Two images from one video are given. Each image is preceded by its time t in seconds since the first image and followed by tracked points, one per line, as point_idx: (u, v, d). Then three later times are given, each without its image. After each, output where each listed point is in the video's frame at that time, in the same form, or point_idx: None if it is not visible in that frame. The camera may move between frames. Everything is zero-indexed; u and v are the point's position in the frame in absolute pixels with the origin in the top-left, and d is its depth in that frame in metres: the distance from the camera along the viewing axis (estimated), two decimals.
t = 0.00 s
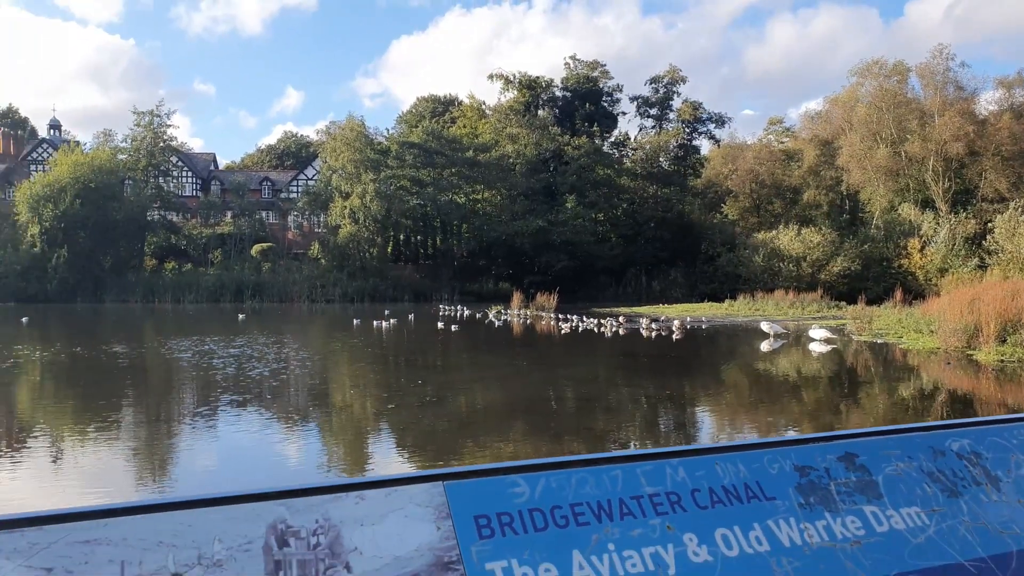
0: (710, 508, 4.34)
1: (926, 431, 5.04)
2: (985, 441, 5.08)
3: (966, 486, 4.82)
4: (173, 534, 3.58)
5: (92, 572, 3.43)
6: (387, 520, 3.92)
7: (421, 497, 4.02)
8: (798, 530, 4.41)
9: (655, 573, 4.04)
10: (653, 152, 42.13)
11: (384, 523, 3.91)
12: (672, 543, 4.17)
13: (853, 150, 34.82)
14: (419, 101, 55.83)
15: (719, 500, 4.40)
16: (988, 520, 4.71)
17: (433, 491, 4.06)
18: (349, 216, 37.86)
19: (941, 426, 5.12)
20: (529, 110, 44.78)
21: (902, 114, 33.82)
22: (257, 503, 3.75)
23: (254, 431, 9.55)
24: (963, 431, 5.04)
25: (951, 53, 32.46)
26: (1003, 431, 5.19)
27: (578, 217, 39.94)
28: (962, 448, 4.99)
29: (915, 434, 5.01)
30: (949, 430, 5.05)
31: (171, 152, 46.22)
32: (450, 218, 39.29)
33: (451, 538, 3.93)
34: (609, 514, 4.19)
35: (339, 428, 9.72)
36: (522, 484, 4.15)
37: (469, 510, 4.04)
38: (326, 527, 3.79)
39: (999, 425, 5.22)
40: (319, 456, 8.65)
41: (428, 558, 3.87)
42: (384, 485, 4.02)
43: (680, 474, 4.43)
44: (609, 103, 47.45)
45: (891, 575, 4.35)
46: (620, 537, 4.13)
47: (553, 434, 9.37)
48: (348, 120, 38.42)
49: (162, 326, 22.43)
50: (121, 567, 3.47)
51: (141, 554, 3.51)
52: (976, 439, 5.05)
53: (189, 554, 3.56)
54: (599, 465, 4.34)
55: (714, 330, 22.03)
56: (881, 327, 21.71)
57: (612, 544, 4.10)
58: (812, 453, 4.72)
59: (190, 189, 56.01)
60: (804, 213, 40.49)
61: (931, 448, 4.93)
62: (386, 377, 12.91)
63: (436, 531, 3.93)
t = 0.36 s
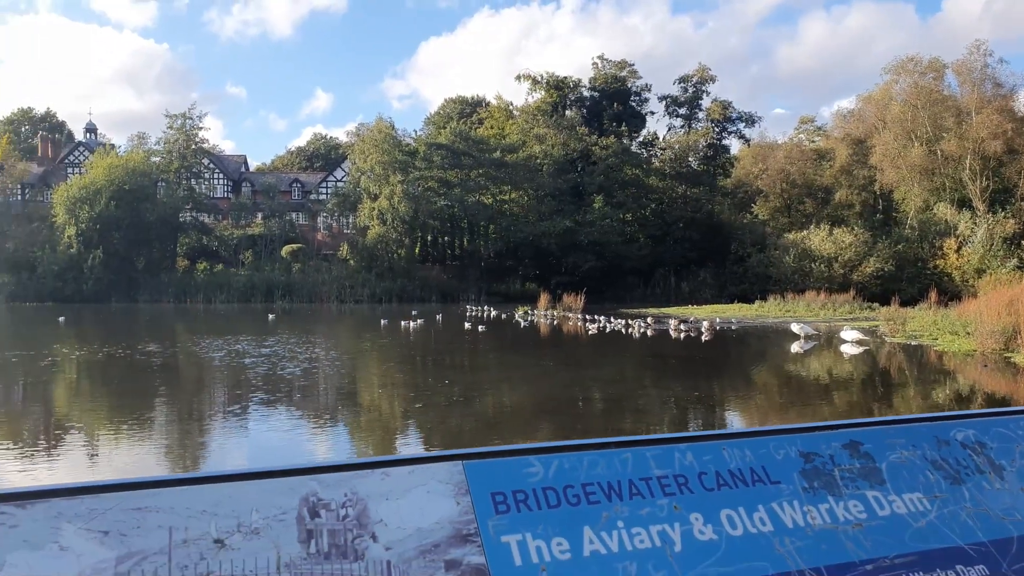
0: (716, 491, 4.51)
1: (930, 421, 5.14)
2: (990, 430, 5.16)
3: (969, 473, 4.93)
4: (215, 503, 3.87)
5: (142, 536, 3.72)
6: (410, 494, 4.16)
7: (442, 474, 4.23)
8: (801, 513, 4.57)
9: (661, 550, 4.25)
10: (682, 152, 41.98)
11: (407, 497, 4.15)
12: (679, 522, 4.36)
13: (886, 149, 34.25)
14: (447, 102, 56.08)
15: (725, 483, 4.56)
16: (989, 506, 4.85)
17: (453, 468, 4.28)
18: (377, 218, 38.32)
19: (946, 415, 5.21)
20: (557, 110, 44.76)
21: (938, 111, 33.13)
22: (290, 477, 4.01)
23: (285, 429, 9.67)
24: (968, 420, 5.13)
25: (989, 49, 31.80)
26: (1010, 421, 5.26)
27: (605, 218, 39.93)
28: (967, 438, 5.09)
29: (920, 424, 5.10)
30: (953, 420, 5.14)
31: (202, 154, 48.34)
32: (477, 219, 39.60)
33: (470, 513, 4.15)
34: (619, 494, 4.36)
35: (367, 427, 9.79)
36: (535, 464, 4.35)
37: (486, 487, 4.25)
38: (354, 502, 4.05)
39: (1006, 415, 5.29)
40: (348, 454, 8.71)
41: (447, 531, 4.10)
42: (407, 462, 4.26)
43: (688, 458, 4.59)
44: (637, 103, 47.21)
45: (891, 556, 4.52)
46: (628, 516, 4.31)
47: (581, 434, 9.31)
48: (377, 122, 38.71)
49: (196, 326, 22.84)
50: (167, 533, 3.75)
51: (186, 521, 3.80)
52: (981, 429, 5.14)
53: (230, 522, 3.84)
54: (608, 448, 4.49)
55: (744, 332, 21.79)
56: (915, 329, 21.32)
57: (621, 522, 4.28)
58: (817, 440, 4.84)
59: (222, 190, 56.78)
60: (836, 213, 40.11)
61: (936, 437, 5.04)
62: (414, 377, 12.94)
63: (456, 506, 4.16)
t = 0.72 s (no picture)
0: (720, 481, 4.49)
1: (931, 417, 5.14)
2: (991, 427, 5.16)
3: (971, 467, 4.91)
4: (244, 487, 3.91)
5: (176, 517, 3.74)
6: (426, 481, 4.16)
7: (456, 462, 4.25)
8: (802, 503, 4.53)
9: (664, 537, 4.21)
10: (705, 151, 41.80)
11: (424, 483, 4.16)
12: (683, 510, 4.33)
13: (914, 148, 33.75)
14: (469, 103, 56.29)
15: (729, 474, 4.54)
16: (990, 499, 4.83)
17: (467, 457, 4.29)
18: (399, 219, 38.47)
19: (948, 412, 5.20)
20: (578, 110, 44.75)
21: (968, 109, 32.60)
22: (314, 464, 4.06)
23: (308, 428, 9.78)
24: (969, 417, 5.12)
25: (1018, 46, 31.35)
26: (1011, 419, 5.27)
27: (627, 218, 39.87)
28: (969, 433, 5.08)
29: (922, 420, 5.11)
30: (954, 416, 5.14)
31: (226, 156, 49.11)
32: (499, 220, 39.70)
33: (482, 498, 4.14)
34: (625, 483, 4.36)
35: (389, 427, 9.83)
36: (544, 453, 4.36)
37: (497, 475, 4.25)
38: (373, 487, 4.06)
39: (1007, 413, 5.30)
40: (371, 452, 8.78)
41: (461, 516, 4.08)
42: (422, 451, 4.27)
43: (692, 449, 4.59)
44: (660, 103, 47.03)
45: (892, 545, 4.47)
46: (634, 504, 4.29)
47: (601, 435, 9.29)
48: (399, 124, 38.96)
49: (223, 326, 23.09)
50: (200, 514, 3.78)
51: (217, 503, 3.83)
52: (982, 425, 5.14)
53: (257, 505, 3.87)
54: (613, 439, 4.51)
55: (768, 332, 21.59)
56: (944, 330, 20.96)
57: (627, 509, 4.26)
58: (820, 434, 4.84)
59: (246, 191, 57.37)
60: (862, 213, 39.88)
61: (937, 433, 5.03)
62: (437, 377, 12.99)
63: (469, 491, 4.16)
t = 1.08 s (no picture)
0: (719, 472, 4.50)
1: (931, 411, 5.11)
2: (991, 422, 5.14)
3: (967, 462, 4.90)
4: (266, 473, 3.97)
5: (202, 500, 3.82)
6: (438, 468, 4.21)
7: (466, 451, 4.29)
8: (800, 494, 4.54)
9: (664, 525, 4.24)
10: (727, 151, 41.26)
11: (436, 471, 4.20)
12: (683, 499, 4.36)
13: (940, 146, 33.19)
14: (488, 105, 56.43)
15: (728, 466, 4.55)
16: (986, 492, 4.81)
17: (475, 447, 4.32)
18: (419, 220, 38.63)
19: (947, 407, 5.18)
20: (599, 110, 44.69)
21: (995, 106, 32.24)
22: (332, 451, 4.11)
23: (330, 428, 9.78)
24: (968, 412, 5.10)
25: None
26: (1011, 414, 5.24)
27: (647, 218, 39.77)
28: (968, 428, 5.06)
29: (921, 414, 5.09)
30: (954, 411, 5.12)
31: (248, 158, 49.52)
32: (518, 220, 39.75)
33: (490, 486, 4.18)
34: (627, 473, 4.37)
35: (409, 427, 9.82)
36: (550, 443, 4.39)
37: (505, 463, 4.29)
38: (387, 474, 4.11)
39: (1007, 409, 5.26)
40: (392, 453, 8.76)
41: (469, 502, 4.12)
42: (435, 440, 4.31)
43: (693, 441, 4.59)
44: (681, 102, 46.84)
45: (888, 537, 4.49)
46: (636, 493, 4.31)
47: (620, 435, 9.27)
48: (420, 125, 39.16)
49: (247, 326, 23.30)
50: (224, 498, 3.84)
51: (240, 487, 3.89)
52: (981, 420, 5.13)
53: (277, 490, 3.92)
54: (615, 430, 4.52)
55: (790, 334, 21.39)
56: (970, 331, 20.65)
57: (629, 498, 4.28)
58: (820, 427, 4.81)
59: (267, 193, 57.88)
60: (886, 212, 39.43)
61: (937, 427, 5.01)
62: (457, 377, 13.04)
63: (477, 480, 4.20)
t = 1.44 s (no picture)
0: (718, 464, 4.67)
1: (930, 406, 5.20)
2: (991, 417, 5.20)
3: (964, 455, 5.00)
4: (281, 461, 4.25)
5: (222, 485, 4.11)
6: (445, 458, 4.45)
7: (472, 442, 4.53)
8: (797, 485, 4.70)
9: (663, 513, 4.45)
10: (748, 151, 41.75)
11: (444, 459, 4.45)
12: (682, 489, 4.55)
13: (966, 144, 32.55)
14: (508, 105, 56.47)
15: (727, 458, 4.72)
16: (983, 485, 4.90)
17: (483, 439, 4.56)
18: (438, 221, 38.77)
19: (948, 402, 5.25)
20: (618, 110, 44.58)
21: (1022, 103, 31.53)
22: (344, 440, 4.38)
23: (348, 427, 9.82)
24: (968, 407, 5.17)
25: None
26: (1013, 410, 5.29)
27: (668, 218, 39.73)
28: (967, 423, 5.13)
29: (920, 409, 5.18)
30: (955, 407, 5.18)
31: (269, 159, 49.93)
32: (538, 220, 39.80)
33: (496, 475, 4.42)
34: (629, 464, 4.57)
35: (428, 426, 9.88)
36: (555, 435, 4.60)
37: (513, 454, 4.51)
38: (397, 462, 4.36)
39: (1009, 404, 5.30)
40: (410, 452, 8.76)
41: (476, 489, 4.36)
42: (442, 431, 4.56)
43: (693, 434, 4.77)
44: (701, 101, 46.61)
45: (881, 526, 4.64)
46: (637, 482, 4.52)
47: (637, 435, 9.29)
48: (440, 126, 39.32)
49: (269, 325, 23.51)
50: (242, 483, 4.13)
51: (259, 474, 4.18)
52: (982, 416, 5.18)
53: (293, 476, 4.21)
54: (619, 423, 4.71)
55: (812, 334, 21.18)
56: (996, 333, 20.36)
57: (629, 487, 4.49)
58: (817, 421, 4.96)
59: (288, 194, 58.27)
60: (910, 212, 38.86)
61: (935, 423, 5.10)
62: (476, 377, 13.12)
63: (483, 469, 4.43)
